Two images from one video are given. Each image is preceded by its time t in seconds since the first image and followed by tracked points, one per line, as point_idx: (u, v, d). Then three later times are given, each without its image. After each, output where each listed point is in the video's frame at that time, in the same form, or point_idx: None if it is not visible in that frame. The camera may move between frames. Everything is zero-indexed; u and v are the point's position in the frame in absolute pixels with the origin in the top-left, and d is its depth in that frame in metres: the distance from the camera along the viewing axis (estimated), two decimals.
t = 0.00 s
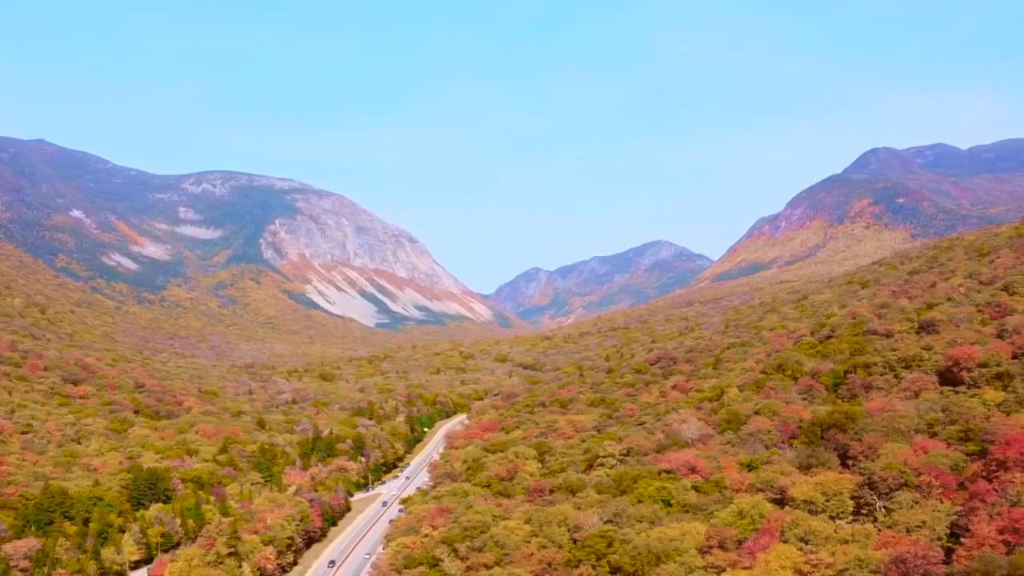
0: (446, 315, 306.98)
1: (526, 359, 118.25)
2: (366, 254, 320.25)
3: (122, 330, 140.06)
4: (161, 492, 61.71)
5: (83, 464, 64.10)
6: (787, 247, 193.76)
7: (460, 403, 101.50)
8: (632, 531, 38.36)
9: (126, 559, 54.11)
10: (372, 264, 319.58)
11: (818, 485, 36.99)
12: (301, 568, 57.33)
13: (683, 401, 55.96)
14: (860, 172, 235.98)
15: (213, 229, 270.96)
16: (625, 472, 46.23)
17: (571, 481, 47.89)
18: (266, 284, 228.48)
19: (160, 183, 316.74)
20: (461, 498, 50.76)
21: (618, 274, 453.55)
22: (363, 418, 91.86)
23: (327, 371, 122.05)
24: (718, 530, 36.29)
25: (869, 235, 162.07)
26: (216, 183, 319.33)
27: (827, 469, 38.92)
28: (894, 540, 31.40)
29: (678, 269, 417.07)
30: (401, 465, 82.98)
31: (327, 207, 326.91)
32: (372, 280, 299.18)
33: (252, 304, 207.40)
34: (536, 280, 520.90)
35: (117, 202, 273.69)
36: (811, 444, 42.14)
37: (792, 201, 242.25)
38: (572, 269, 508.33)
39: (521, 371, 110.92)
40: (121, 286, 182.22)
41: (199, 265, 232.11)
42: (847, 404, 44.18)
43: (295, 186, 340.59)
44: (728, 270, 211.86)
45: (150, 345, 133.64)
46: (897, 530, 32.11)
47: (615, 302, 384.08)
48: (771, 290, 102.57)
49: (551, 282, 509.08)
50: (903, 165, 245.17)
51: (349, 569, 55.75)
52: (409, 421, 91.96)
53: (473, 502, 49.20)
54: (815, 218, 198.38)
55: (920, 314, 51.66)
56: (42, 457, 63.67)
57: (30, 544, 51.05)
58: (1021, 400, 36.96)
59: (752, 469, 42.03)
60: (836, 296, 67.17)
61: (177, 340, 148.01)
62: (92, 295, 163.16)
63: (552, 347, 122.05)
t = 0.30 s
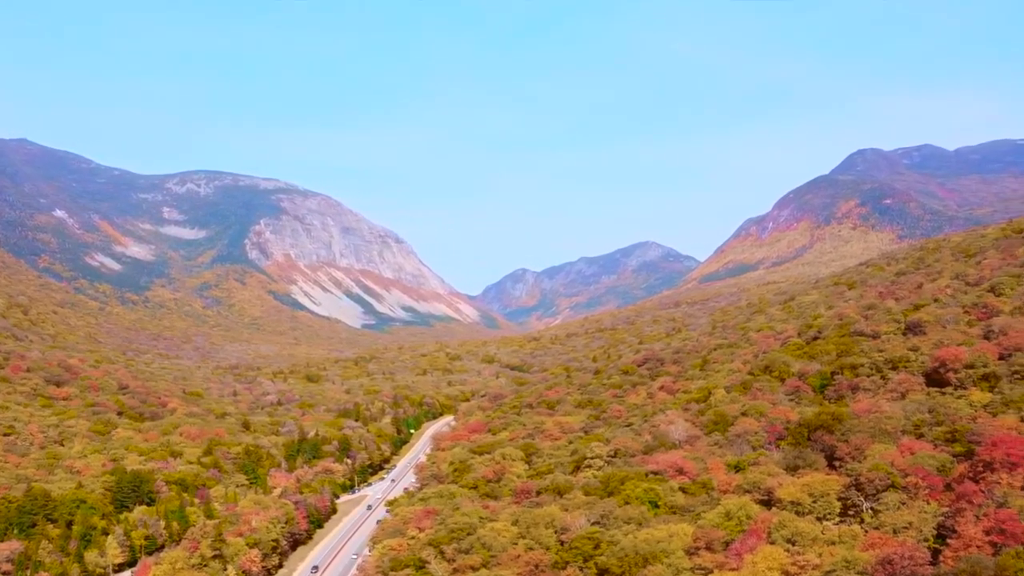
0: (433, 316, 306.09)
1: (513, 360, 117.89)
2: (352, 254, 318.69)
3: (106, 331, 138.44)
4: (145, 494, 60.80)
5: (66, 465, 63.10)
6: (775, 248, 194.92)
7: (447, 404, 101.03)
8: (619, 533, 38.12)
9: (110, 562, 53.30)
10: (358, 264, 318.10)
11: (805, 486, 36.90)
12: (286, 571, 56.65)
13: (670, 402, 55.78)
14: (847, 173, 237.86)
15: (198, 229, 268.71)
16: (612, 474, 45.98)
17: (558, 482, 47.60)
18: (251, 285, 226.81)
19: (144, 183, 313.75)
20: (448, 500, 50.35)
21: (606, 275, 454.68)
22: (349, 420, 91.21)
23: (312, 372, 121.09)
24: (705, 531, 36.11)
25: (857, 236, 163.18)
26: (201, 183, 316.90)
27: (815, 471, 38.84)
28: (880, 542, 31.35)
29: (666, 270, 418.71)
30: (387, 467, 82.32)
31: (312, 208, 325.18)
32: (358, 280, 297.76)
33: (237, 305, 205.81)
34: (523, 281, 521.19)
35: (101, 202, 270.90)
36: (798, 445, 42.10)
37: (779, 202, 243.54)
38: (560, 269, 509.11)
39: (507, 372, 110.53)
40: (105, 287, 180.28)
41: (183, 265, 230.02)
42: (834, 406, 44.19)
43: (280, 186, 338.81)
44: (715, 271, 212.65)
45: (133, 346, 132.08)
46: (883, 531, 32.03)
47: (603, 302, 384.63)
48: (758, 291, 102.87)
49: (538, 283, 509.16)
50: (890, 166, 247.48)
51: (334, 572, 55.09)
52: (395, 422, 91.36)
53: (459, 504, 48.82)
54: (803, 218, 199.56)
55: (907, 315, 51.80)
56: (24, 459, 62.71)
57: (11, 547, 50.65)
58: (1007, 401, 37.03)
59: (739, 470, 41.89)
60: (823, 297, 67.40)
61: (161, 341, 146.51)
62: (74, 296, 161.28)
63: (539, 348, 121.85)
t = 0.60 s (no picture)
0: (422, 317, 305.20)
1: (503, 361, 117.40)
2: (341, 255, 317.27)
3: (93, 332, 137.09)
4: (133, 496, 60.13)
5: (53, 467, 62.35)
6: (765, 249, 195.46)
7: (437, 405, 100.61)
8: (610, 534, 37.92)
9: (96, 565, 52.81)
10: (347, 265, 316.73)
11: (795, 487, 36.78)
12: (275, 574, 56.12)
13: (661, 403, 55.60)
14: (838, 174, 239.25)
15: (185, 229, 266.89)
16: (603, 475, 45.72)
17: (549, 483, 47.35)
18: (240, 286, 225.55)
19: (131, 183, 311.33)
20: (438, 502, 49.99)
21: (596, 276, 454.95)
22: (338, 421, 90.65)
23: (301, 373, 120.19)
24: (696, 532, 35.94)
25: (847, 237, 163.88)
26: (189, 184, 314.82)
27: (805, 472, 38.77)
28: (871, 543, 31.26)
29: (657, 270, 419.32)
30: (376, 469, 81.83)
31: (301, 208, 323.64)
32: (347, 281, 296.57)
33: (225, 306, 204.48)
34: (513, 281, 520.96)
35: (88, 202, 268.67)
36: (789, 446, 42.02)
37: (769, 203, 244.24)
38: (550, 270, 509.20)
39: (497, 373, 110.04)
40: (92, 287, 178.77)
41: (171, 266, 228.38)
42: (824, 407, 44.17)
43: (268, 185, 337.15)
44: (705, 272, 212.94)
45: (121, 347, 130.76)
46: (874, 532, 31.96)
47: (593, 303, 384.79)
48: (748, 292, 103.00)
49: (528, 284, 508.68)
50: (881, 167, 248.61)
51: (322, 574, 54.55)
52: (385, 424, 90.76)
53: (450, 505, 48.48)
54: (794, 219, 200.21)
55: (897, 316, 51.90)
56: (10, 461, 61.88)
57: None
58: (997, 402, 37.02)
59: (730, 471, 41.78)
60: (814, 298, 67.49)
61: (149, 342, 145.27)
62: (61, 297, 159.81)
63: (529, 350, 121.45)
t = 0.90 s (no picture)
0: (410, 318, 304.10)
1: (492, 362, 116.99)
2: (328, 255, 315.62)
3: (78, 333, 135.60)
4: (118, 498, 59.29)
5: (37, 469, 61.47)
6: (754, 250, 196.08)
7: (425, 406, 99.98)
8: (599, 535, 37.68)
9: (82, 567, 52.09)
10: (335, 265, 315.15)
11: (784, 488, 36.67)
12: None
13: (650, 404, 55.44)
14: (826, 175, 240.51)
15: (171, 229, 264.80)
16: (591, 476, 45.47)
17: (538, 485, 47.06)
18: (226, 286, 224.14)
19: (116, 183, 308.43)
20: (426, 503, 49.61)
21: (585, 277, 455.14)
22: (326, 423, 90.04)
23: (289, 374, 119.26)
24: (684, 533, 35.80)
25: (835, 238, 164.75)
26: (175, 183, 312.44)
27: (794, 472, 38.69)
28: (859, 543, 31.18)
29: (646, 271, 420.07)
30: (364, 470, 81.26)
31: (288, 207, 321.89)
32: (334, 281, 295.14)
33: (211, 307, 203.00)
34: (502, 282, 520.49)
35: (72, 201, 265.94)
36: (777, 447, 41.99)
37: (758, 204, 245.06)
38: (539, 270, 508.99)
39: (486, 374, 109.60)
40: (77, 288, 177.08)
41: (157, 266, 226.41)
42: (813, 408, 44.17)
43: (255, 185, 335.16)
44: (694, 273, 213.33)
45: (106, 348, 129.39)
46: (863, 533, 31.86)
47: (583, 304, 384.71)
48: (737, 292, 103.26)
49: (517, 284, 508.33)
50: (869, 168, 249.94)
51: None
52: (373, 425, 90.18)
53: (438, 507, 48.14)
54: (782, 220, 200.88)
55: (885, 317, 52.05)
56: None
57: None
58: (985, 402, 37.02)
59: (719, 472, 41.66)
60: (803, 299, 67.63)
61: (134, 342, 143.79)
62: (46, 297, 158.15)
63: (518, 350, 121.10)
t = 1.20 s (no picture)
0: (401, 318, 303.27)
1: (483, 363, 116.73)
2: (318, 255, 314.36)
3: (65, 334, 134.34)
4: (106, 500, 58.62)
5: (25, 470, 60.70)
6: (744, 251, 196.71)
7: (416, 407, 99.60)
8: (590, 537, 37.53)
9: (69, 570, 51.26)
10: (324, 266, 313.82)
11: (774, 489, 36.59)
12: None
13: (641, 405, 55.32)
14: (817, 176, 241.72)
15: (159, 229, 263.01)
16: (582, 477, 45.29)
17: (528, 486, 46.84)
18: (215, 287, 222.99)
19: (104, 182, 306.03)
20: (417, 505, 49.29)
21: (576, 277, 455.41)
22: (315, 424, 89.59)
23: (278, 375, 118.55)
24: (675, 534, 35.65)
25: (826, 238, 165.59)
26: (163, 183, 310.34)
27: (785, 473, 38.64)
28: (850, 545, 31.13)
29: (637, 272, 420.98)
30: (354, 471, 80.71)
31: (277, 207, 320.40)
32: (324, 282, 293.97)
33: (200, 307, 201.67)
34: (493, 283, 520.42)
35: (60, 201, 263.68)
36: (768, 448, 41.96)
37: (749, 204, 245.99)
38: (529, 271, 508.98)
39: (477, 375, 109.29)
40: (65, 288, 175.52)
41: (146, 266, 224.75)
42: (804, 409, 44.19)
43: (244, 185, 333.45)
44: (684, 274, 213.94)
45: (94, 349, 128.23)
46: (854, 534, 31.81)
47: (574, 305, 384.90)
48: (728, 293, 103.46)
49: (507, 284, 508.26)
50: (859, 168, 251.46)
51: None
52: (363, 426, 89.79)
53: (428, 508, 47.84)
54: (773, 220, 201.57)
55: (876, 318, 52.19)
56: None
57: None
58: (975, 403, 37.04)
59: (709, 473, 41.57)
60: (793, 300, 67.77)
61: (122, 343, 142.59)
62: (33, 297, 156.66)
63: (509, 351, 120.93)
